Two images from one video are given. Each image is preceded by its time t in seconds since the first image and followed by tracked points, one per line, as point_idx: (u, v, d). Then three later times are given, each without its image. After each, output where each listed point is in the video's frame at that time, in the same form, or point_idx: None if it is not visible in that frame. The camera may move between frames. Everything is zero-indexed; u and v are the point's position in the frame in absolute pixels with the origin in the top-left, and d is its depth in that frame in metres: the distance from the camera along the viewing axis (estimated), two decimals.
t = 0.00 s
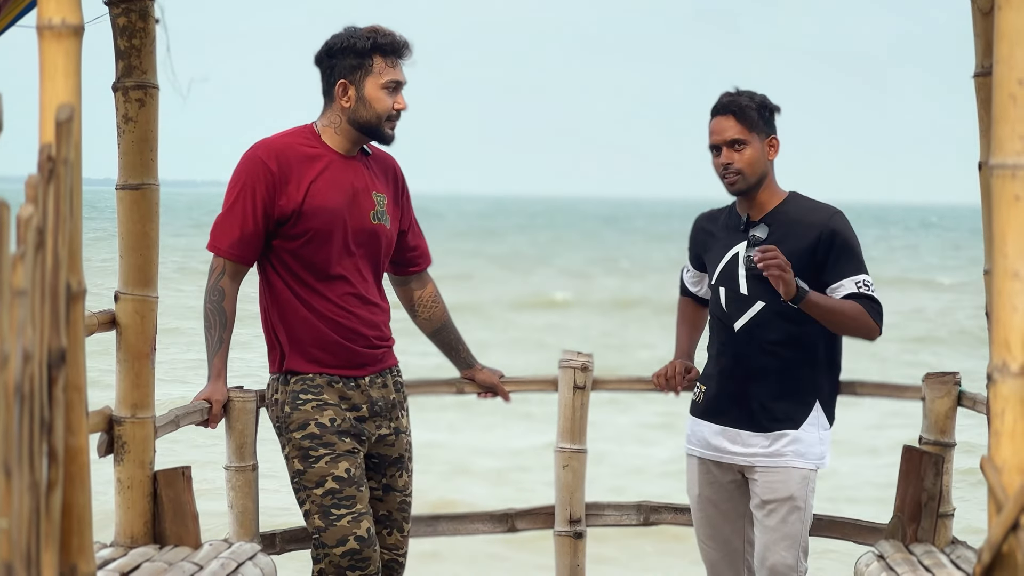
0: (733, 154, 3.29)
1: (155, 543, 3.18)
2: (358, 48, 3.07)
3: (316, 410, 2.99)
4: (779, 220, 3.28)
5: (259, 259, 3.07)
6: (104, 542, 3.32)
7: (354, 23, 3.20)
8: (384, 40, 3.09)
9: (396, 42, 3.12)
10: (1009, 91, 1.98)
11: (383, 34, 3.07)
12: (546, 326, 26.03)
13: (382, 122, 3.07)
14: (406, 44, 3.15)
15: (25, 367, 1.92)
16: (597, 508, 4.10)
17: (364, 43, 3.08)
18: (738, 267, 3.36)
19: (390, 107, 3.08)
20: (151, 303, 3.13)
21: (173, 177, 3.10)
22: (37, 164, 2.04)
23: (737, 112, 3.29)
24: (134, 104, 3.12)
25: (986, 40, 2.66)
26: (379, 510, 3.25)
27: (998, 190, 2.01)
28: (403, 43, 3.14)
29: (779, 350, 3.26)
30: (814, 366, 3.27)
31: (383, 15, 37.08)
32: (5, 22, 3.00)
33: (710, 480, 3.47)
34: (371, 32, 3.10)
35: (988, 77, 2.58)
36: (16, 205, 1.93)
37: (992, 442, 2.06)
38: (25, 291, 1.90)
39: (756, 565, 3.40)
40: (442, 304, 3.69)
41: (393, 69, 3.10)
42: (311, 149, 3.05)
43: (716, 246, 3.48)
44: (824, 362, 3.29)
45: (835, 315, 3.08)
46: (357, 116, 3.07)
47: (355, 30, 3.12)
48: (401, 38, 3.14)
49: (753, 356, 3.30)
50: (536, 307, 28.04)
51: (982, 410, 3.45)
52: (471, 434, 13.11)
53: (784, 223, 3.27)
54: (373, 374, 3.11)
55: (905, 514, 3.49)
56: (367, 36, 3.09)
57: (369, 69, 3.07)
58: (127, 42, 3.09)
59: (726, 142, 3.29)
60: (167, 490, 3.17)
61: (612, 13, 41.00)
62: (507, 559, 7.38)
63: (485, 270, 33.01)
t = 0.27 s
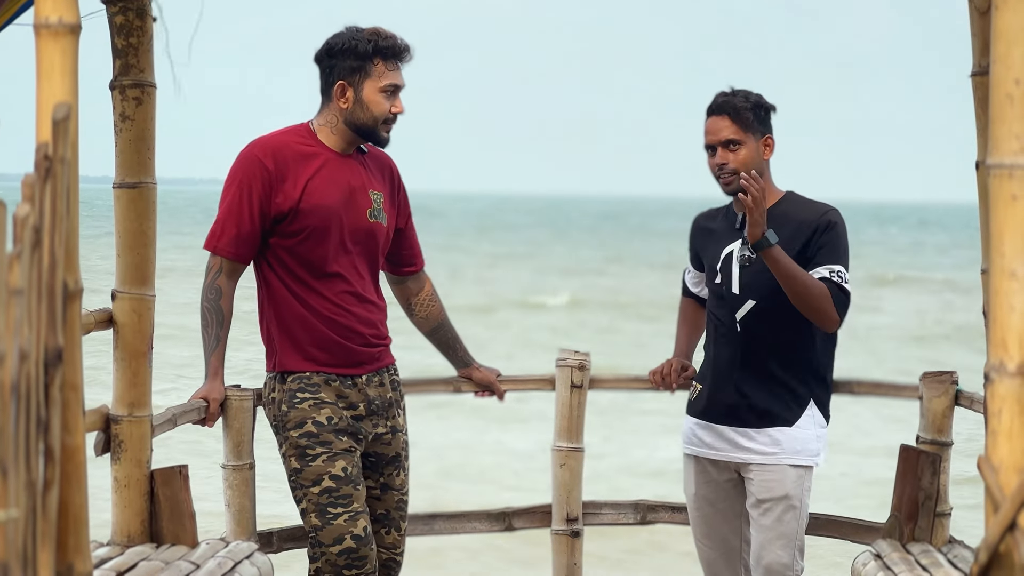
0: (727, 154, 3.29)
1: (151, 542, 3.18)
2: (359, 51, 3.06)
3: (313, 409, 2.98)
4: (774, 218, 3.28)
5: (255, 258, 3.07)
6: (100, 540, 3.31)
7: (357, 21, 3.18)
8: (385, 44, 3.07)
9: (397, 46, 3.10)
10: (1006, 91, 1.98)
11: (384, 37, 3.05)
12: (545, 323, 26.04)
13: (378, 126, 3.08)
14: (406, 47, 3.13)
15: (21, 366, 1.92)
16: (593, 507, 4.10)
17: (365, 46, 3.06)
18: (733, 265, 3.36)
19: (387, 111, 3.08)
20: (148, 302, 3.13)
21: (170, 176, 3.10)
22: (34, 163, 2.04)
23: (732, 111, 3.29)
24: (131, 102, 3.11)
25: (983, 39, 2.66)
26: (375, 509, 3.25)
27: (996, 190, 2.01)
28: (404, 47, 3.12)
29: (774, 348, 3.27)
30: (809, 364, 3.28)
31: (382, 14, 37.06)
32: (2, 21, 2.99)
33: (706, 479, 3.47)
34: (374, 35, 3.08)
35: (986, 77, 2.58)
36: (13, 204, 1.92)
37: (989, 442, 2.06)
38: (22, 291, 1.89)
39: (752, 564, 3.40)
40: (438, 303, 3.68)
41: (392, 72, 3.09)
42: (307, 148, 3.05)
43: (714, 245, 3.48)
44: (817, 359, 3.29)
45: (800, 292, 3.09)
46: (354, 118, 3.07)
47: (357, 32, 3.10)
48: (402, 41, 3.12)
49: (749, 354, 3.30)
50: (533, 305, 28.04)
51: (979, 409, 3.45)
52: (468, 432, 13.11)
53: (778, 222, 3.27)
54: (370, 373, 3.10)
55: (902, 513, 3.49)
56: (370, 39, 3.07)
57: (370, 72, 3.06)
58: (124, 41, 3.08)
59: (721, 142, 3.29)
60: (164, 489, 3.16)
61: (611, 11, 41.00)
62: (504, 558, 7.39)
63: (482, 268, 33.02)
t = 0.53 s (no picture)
0: (725, 153, 3.29)
1: (150, 541, 3.18)
2: (358, 51, 3.06)
3: (312, 408, 2.98)
4: (772, 217, 3.29)
5: (253, 257, 3.07)
6: (98, 540, 3.31)
7: (354, 22, 3.18)
8: (383, 44, 3.08)
9: (395, 46, 3.10)
10: (1005, 90, 1.98)
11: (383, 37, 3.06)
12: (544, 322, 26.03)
13: (377, 125, 3.07)
14: (404, 47, 3.13)
15: (19, 366, 1.91)
16: (592, 505, 4.10)
17: (364, 46, 3.06)
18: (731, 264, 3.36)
19: (386, 111, 3.08)
20: (147, 301, 3.13)
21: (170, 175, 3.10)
22: (33, 161, 2.04)
23: (729, 110, 3.29)
24: (130, 101, 3.11)
25: (981, 39, 2.66)
26: (375, 508, 3.25)
27: (994, 190, 2.01)
28: (402, 47, 3.12)
29: (772, 346, 3.27)
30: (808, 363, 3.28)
31: (381, 12, 37.03)
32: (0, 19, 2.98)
33: (705, 478, 3.47)
34: (373, 35, 3.08)
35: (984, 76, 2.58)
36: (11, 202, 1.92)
37: (988, 441, 2.06)
38: (20, 290, 1.89)
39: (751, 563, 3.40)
40: (436, 302, 3.68)
41: (390, 72, 3.09)
42: (305, 146, 3.05)
43: (712, 245, 3.48)
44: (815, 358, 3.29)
45: (790, 295, 3.10)
46: (353, 118, 3.06)
47: (355, 32, 3.10)
48: (400, 41, 3.12)
49: (748, 353, 3.30)
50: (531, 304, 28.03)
51: (978, 408, 3.46)
52: (466, 431, 13.09)
53: (776, 221, 3.28)
54: (368, 372, 3.10)
55: (901, 512, 3.50)
56: (368, 39, 3.07)
57: (368, 72, 3.06)
58: (123, 39, 3.08)
59: (720, 141, 3.29)
60: (162, 487, 3.16)
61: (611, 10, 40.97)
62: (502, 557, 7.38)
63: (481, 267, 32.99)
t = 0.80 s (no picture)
0: (725, 151, 3.29)
1: (148, 541, 3.17)
2: (351, 46, 3.05)
3: (311, 408, 2.98)
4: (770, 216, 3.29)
5: (252, 256, 3.07)
6: (97, 539, 3.31)
7: (347, 19, 3.18)
8: (375, 38, 3.07)
9: (388, 40, 3.09)
10: (1004, 89, 1.98)
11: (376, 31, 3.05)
12: (542, 321, 26.03)
13: (375, 120, 3.07)
14: (398, 41, 3.13)
15: (18, 365, 1.91)
16: (591, 505, 4.10)
17: (357, 41, 3.05)
18: (729, 262, 3.36)
19: (382, 106, 3.07)
20: (145, 301, 3.12)
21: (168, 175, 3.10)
22: (31, 161, 2.04)
23: (728, 108, 3.29)
24: (128, 101, 3.10)
25: (980, 38, 2.66)
26: (373, 508, 3.24)
27: (993, 190, 2.01)
28: (396, 41, 3.12)
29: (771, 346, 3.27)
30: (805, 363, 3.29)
31: (380, 12, 37.01)
32: None
33: (703, 478, 3.47)
34: (364, 30, 3.08)
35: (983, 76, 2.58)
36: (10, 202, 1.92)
37: (987, 441, 2.06)
38: (19, 289, 1.89)
39: (750, 563, 3.40)
40: (435, 302, 3.68)
41: (384, 66, 3.08)
42: (304, 146, 3.04)
43: (710, 244, 3.48)
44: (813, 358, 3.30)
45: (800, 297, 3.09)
46: (349, 114, 3.06)
47: (347, 27, 3.10)
48: (393, 35, 3.12)
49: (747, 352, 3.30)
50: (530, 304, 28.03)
51: (976, 408, 3.46)
52: (465, 431, 13.09)
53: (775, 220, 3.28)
54: (367, 371, 3.10)
55: (899, 512, 3.50)
56: (360, 34, 3.07)
57: (362, 66, 3.05)
58: (121, 39, 3.08)
59: (719, 139, 3.29)
60: (161, 487, 3.15)
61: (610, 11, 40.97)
62: (501, 557, 7.38)
63: (480, 267, 32.99)
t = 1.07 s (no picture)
0: (723, 152, 3.29)
1: (147, 539, 3.18)
2: (358, 52, 3.05)
3: (309, 407, 2.98)
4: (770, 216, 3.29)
5: (251, 255, 3.07)
6: (96, 538, 3.31)
7: (354, 20, 3.17)
8: (383, 44, 3.06)
9: (395, 46, 3.09)
10: (1002, 88, 1.98)
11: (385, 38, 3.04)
12: (541, 320, 26.04)
13: (375, 125, 3.07)
14: (404, 47, 3.12)
15: (18, 364, 1.92)
16: (590, 504, 4.10)
17: (365, 46, 3.05)
18: (728, 261, 3.36)
19: (384, 111, 3.07)
20: (144, 299, 3.12)
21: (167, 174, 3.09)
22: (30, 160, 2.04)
23: (726, 109, 3.29)
24: (128, 100, 3.10)
25: (980, 37, 2.66)
26: (372, 507, 3.25)
27: (993, 189, 2.01)
28: (402, 47, 3.11)
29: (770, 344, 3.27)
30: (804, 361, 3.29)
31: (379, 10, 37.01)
32: None
33: (702, 476, 3.47)
34: (373, 35, 3.07)
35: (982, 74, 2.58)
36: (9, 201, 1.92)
37: (986, 439, 2.07)
38: (18, 288, 1.89)
39: (749, 562, 3.40)
40: (435, 301, 3.68)
41: (390, 73, 3.08)
42: (303, 145, 3.04)
43: (709, 243, 3.49)
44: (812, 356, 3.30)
45: (807, 293, 3.09)
46: (352, 117, 3.06)
47: (355, 31, 3.09)
48: (400, 41, 3.11)
49: (746, 351, 3.30)
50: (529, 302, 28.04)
51: (976, 406, 3.46)
52: (463, 429, 13.10)
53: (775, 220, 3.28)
54: (366, 370, 3.10)
55: (898, 510, 3.51)
56: (368, 39, 3.06)
57: (368, 72, 3.05)
58: (121, 38, 3.08)
59: (717, 140, 3.29)
60: (161, 486, 3.15)
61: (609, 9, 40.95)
62: (500, 555, 7.38)
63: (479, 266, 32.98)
